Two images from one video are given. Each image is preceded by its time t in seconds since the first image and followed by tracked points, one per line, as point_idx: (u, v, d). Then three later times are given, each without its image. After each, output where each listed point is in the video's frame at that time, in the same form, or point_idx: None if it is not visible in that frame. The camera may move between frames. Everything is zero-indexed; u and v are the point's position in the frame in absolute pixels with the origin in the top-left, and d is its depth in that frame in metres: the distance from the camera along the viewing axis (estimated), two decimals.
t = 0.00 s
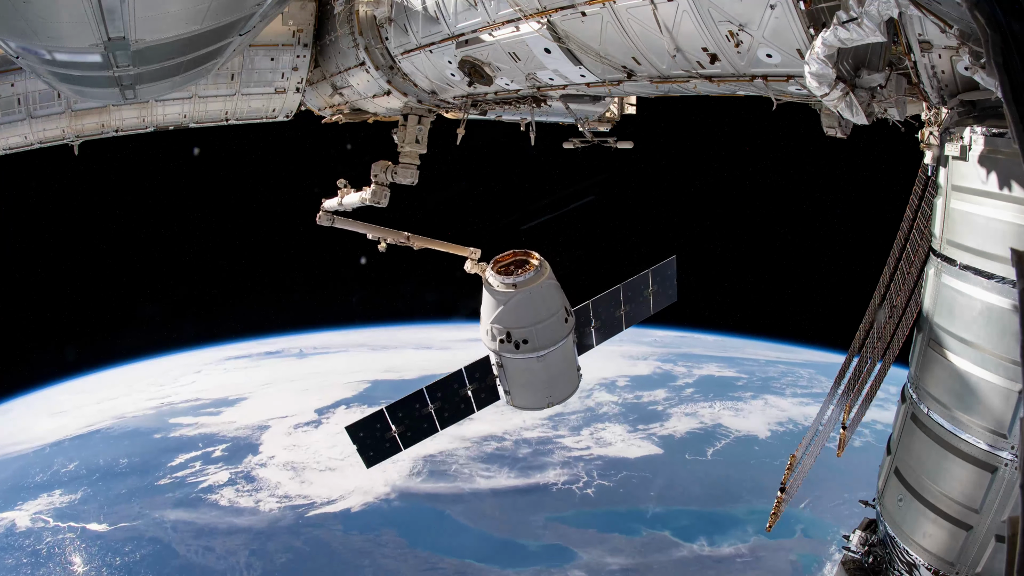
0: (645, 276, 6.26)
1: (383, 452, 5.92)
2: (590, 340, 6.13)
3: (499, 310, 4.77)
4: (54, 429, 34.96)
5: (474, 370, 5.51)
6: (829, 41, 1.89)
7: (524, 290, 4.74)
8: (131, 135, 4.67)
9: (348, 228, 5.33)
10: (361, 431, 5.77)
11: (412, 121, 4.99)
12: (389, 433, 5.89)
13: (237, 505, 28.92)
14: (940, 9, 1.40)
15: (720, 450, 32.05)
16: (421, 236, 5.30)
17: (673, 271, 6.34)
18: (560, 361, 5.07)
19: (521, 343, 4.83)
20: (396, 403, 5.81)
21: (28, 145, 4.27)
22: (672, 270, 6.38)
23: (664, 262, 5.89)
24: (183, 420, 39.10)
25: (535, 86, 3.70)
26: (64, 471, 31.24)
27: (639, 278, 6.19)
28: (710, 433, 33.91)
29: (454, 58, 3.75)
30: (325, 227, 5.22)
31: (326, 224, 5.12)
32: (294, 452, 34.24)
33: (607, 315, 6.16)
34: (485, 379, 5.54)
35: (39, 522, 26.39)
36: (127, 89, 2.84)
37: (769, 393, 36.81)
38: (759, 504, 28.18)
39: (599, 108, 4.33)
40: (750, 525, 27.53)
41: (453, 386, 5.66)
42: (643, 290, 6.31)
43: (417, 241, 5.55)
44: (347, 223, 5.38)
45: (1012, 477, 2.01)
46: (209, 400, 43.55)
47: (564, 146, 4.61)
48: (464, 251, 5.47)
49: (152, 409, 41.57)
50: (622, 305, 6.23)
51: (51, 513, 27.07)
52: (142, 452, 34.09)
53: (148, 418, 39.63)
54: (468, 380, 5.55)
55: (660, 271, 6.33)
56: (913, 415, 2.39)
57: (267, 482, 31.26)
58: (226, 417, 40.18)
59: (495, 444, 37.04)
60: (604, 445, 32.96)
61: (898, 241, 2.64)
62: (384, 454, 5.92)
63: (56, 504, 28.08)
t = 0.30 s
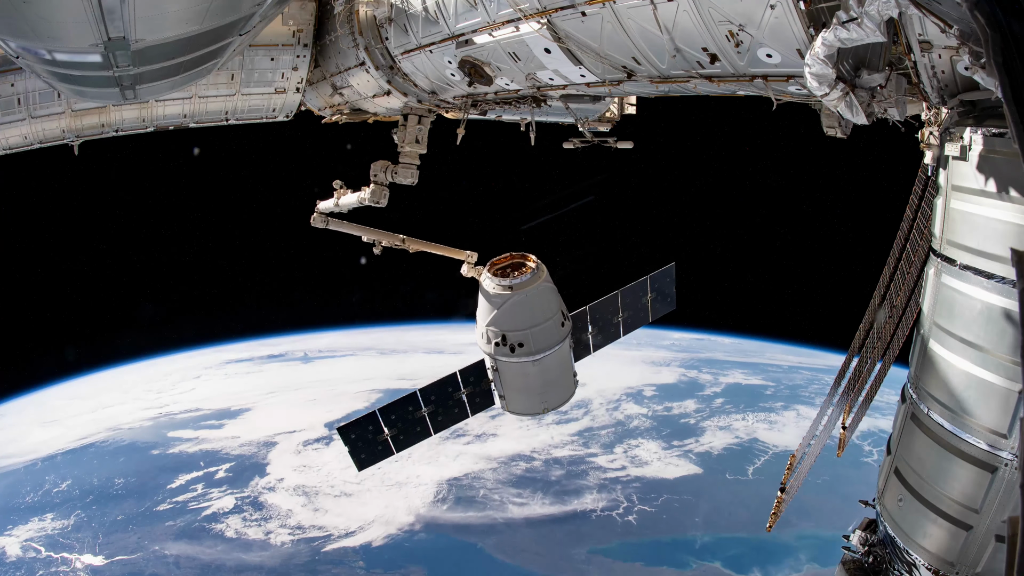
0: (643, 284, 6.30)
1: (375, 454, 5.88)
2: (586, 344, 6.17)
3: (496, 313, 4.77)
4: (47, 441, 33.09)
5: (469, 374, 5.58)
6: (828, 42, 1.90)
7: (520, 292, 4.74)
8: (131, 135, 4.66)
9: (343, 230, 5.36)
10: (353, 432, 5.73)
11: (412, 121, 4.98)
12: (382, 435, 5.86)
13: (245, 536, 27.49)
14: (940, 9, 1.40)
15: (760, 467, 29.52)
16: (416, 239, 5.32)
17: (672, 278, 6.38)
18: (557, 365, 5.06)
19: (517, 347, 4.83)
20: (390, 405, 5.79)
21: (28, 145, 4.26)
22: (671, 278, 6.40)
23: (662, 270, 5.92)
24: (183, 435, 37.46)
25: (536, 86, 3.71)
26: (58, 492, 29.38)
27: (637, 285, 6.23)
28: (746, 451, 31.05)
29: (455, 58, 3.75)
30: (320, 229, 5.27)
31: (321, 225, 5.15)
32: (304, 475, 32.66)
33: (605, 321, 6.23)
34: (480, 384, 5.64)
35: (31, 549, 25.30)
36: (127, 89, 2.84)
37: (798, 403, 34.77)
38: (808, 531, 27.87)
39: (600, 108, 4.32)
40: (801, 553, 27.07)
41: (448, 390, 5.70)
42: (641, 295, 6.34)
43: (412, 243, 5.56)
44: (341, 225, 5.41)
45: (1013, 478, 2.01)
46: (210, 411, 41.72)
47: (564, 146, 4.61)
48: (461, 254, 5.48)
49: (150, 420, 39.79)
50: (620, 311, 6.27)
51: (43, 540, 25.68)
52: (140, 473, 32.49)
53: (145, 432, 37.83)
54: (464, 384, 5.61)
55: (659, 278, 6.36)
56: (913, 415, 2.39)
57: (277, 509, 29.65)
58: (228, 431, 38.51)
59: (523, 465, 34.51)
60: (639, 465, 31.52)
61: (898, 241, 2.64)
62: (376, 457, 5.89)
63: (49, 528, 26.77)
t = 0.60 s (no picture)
0: (642, 290, 6.38)
1: (367, 456, 5.90)
2: (582, 349, 6.19)
3: (493, 315, 4.77)
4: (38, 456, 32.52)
5: (464, 378, 5.60)
6: (828, 41, 1.90)
7: (517, 294, 4.74)
8: (131, 135, 4.65)
9: (337, 232, 5.41)
10: (345, 433, 5.72)
11: (412, 121, 4.98)
12: (375, 438, 5.87)
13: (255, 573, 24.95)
14: (940, 9, 1.40)
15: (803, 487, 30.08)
16: (411, 241, 5.35)
17: (670, 285, 6.48)
18: (553, 370, 5.07)
19: (513, 350, 4.83)
20: (383, 407, 5.79)
21: (29, 145, 4.27)
22: (668, 285, 6.51)
23: (662, 276, 6.01)
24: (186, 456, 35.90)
25: (535, 86, 3.71)
26: (50, 516, 28.21)
27: (636, 291, 6.32)
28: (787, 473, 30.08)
29: (454, 58, 3.75)
30: (314, 231, 5.34)
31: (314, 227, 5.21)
32: (317, 503, 30.97)
33: (604, 327, 6.25)
34: (474, 387, 5.66)
35: None
36: (127, 89, 2.84)
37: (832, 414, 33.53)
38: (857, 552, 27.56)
39: (600, 108, 4.32)
40: None
41: (442, 393, 5.71)
42: (640, 300, 6.41)
43: (408, 246, 5.58)
44: (336, 227, 5.45)
45: (1013, 477, 2.01)
46: (213, 427, 40.36)
47: (564, 146, 4.60)
48: (457, 257, 5.51)
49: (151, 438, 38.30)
50: (619, 317, 6.32)
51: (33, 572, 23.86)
52: (139, 495, 31.11)
53: (145, 448, 36.66)
54: (458, 387, 5.63)
55: (657, 284, 6.44)
56: (913, 415, 2.39)
57: (289, 542, 27.62)
58: (234, 450, 36.91)
59: (554, 487, 32.33)
60: (678, 486, 30.88)
61: (898, 242, 2.64)
62: (368, 459, 5.91)
63: (41, 556, 25.15)
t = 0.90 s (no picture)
0: (642, 295, 6.45)
1: (359, 459, 5.90)
2: (580, 354, 6.21)
3: (490, 317, 4.77)
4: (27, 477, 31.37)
5: (459, 383, 5.64)
6: (828, 41, 1.90)
7: (513, 296, 4.74)
8: (131, 135, 4.64)
9: (331, 235, 5.47)
10: (337, 435, 5.70)
11: (412, 121, 4.98)
12: (368, 441, 5.86)
13: None
14: (939, 9, 1.40)
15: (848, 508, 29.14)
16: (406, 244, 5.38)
17: (668, 291, 6.60)
18: (549, 374, 5.07)
19: (508, 353, 4.84)
20: (377, 410, 5.79)
21: (28, 145, 4.27)
22: (666, 292, 6.62)
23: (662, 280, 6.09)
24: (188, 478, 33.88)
25: (535, 86, 3.71)
26: (42, 545, 26.65)
27: (634, 297, 6.39)
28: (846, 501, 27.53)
29: (454, 58, 3.75)
30: (308, 233, 5.40)
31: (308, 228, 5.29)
32: (333, 534, 28.03)
33: (602, 332, 6.28)
34: (470, 391, 5.71)
35: None
36: (127, 89, 2.84)
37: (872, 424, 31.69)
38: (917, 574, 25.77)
39: (600, 108, 4.31)
40: None
41: (437, 397, 5.74)
42: (638, 305, 6.47)
43: (403, 249, 5.59)
44: (331, 229, 5.49)
45: (1013, 477, 2.00)
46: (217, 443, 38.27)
47: (564, 146, 4.59)
48: (454, 261, 5.53)
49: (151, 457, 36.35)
50: (616, 324, 6.37)
51: None
52: (134, 522, 29.62)
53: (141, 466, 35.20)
54: (453, 392, 5.67)
55: (655, 290, 6.53)
56: (913, 415, 2.39)
57: None
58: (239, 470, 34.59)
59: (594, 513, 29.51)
60: (723, 510, 28.52)
61: (898, 242, 2.64)
62: (360, 462, 5.90)
63: None
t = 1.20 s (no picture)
0: (641, 301, 6.46)
1: (352, 461, 5.91)
2: (578, 358, 6.22)
3: (487, 320, 4.77)
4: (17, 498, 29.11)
5: (454, 387, 5.66)
6: (830, 41, 1.89)
7: (510, 297, 4.76)
8: (131, 135, 4.65)
9: (326, 237, 5.51)
10: (330, 436, 5.69)
11: (412, 121, 4.98)
12: (361, 443, 5.88)
13: None
14: (940, 8, 1.40)
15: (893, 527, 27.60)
16: (402, 247, 5.41)
17: (668, 297, 6.62)
18: (547, 378, 5.07)
19: (504, 355, 4.83)
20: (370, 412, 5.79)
21: (28, 146, 4.29)
22: (665, 298, 6.64)
23: (662, 286, 6.11)
24: (190, 503, 31.15)
25: (535, 86, 3.71)
26: None
27: (633, 303, 6.41)
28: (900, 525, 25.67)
29: (455, 58, 3.75)
30: (303, 235, 5.43)
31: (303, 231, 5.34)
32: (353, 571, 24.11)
33: (600, 339, 6.29)
34: (465, 395, 5.72)
35: None
36: (127, 89, 2.84)
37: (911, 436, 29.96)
38: None
39: (600, 107, 4.31)
40: None
41: (432, 401, 5.74)
42: (637, 310, 6.46)
43: (399, 251, 5.60)
44: (326, 232, 5.52)
45: (1013, 478, 2.00)
46: (221, 463, 35.59)
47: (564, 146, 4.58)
48: (451, 264, 5.56)
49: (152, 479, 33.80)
50: (615, 330, 6.39)
51: None
52: (134, 555, 26.35)
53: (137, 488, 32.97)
54: (448, 396, 5.68)
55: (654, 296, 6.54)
56: (912, 414, 2.39)
57: None
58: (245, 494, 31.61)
59: (637, 543, 26.07)
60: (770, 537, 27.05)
61: (898, 242, 2.65)
62: (352, 464, 5.91)
63: None
